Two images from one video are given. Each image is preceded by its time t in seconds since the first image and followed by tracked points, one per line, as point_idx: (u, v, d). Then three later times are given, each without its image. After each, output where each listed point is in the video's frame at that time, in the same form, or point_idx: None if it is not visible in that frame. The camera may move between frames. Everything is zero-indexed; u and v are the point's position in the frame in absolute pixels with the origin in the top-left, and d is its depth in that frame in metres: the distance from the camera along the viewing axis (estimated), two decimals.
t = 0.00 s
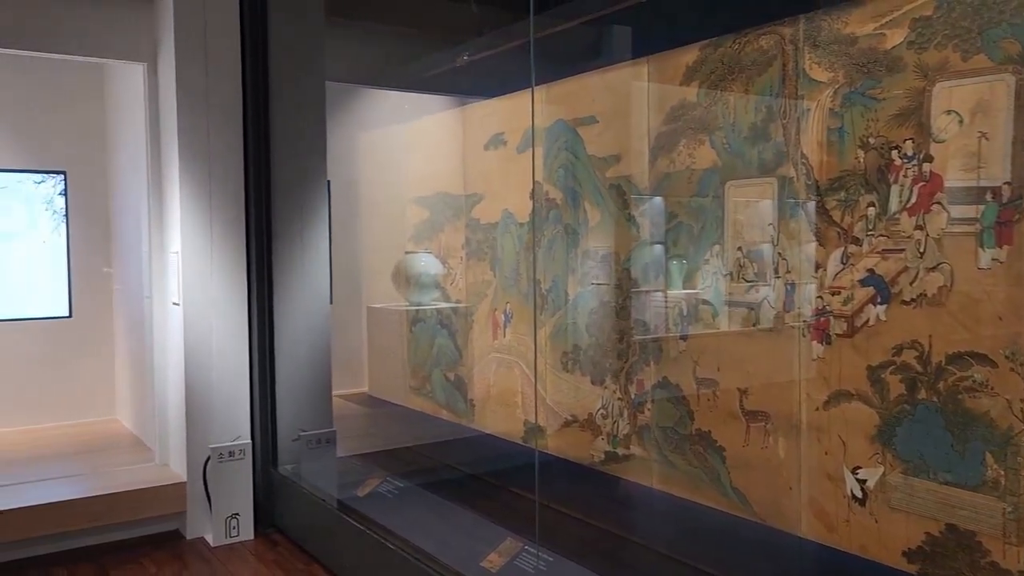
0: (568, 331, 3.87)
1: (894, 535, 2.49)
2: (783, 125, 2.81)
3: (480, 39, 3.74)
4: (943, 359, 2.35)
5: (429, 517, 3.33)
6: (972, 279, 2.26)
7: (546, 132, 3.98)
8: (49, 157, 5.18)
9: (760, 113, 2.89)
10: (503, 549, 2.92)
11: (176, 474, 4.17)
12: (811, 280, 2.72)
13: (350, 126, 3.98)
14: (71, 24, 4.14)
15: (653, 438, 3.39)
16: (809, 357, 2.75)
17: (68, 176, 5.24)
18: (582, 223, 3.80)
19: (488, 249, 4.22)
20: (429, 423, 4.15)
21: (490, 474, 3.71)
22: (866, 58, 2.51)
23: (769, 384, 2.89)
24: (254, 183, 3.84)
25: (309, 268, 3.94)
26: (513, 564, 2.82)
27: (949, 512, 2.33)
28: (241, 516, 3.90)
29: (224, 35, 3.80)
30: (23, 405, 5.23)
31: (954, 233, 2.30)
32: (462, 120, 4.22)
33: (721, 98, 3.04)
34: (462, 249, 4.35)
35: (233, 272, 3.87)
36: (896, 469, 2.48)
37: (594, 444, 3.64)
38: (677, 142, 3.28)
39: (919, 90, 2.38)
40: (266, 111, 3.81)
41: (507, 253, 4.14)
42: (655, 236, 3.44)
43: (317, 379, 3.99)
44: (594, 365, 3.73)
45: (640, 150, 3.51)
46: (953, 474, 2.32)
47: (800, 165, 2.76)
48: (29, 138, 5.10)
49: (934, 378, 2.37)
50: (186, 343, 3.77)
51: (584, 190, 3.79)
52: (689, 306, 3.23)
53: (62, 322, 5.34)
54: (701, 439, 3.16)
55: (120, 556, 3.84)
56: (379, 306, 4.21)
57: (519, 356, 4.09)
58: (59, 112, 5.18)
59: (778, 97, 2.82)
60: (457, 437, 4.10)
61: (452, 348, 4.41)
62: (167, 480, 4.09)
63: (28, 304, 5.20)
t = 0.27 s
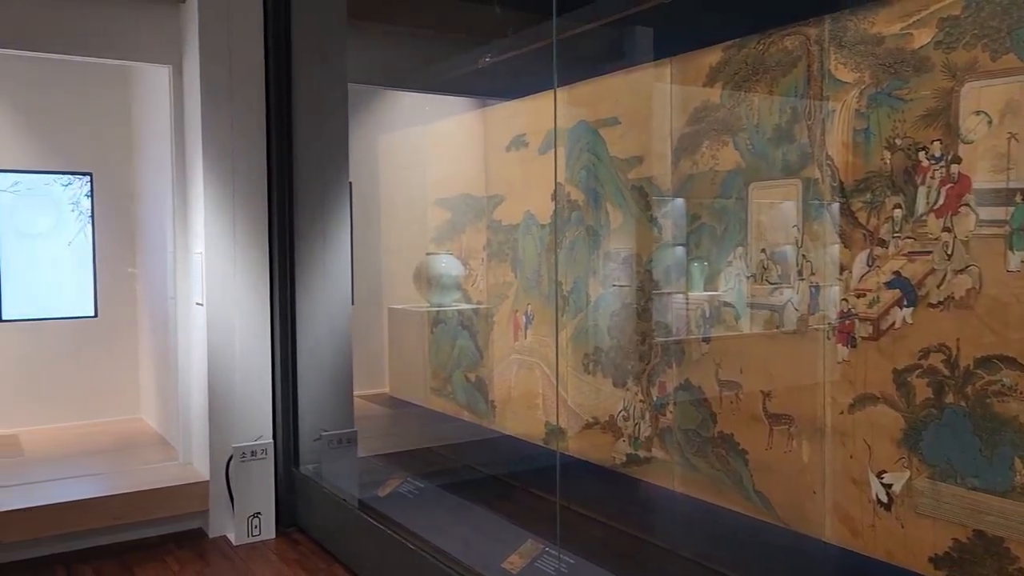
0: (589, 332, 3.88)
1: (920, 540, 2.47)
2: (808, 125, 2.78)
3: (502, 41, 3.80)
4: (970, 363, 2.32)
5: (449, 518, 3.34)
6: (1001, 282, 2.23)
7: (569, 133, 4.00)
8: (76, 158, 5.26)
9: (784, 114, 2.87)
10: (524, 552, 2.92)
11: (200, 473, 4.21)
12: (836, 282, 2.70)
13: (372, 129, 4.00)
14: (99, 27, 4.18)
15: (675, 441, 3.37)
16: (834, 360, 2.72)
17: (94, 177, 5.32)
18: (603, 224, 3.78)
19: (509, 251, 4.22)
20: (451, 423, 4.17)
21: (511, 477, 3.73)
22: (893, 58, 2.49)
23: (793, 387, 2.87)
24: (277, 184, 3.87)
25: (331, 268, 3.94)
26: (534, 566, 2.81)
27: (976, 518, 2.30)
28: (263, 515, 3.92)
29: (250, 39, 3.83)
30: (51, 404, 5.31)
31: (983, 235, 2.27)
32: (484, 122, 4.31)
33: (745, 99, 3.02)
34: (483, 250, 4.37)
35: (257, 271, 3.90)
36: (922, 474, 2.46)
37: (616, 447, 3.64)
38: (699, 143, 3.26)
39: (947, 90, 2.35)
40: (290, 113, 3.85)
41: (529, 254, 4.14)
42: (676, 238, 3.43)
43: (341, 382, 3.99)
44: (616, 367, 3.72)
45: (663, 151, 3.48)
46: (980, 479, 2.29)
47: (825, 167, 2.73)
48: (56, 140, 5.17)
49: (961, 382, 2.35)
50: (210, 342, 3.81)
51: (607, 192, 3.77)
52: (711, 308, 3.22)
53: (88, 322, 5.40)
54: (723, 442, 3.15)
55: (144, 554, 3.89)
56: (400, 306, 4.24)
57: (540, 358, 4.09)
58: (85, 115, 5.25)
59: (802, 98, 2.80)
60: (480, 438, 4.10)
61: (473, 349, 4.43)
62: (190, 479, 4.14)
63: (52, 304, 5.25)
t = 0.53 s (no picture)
0: (608, 334, 3.86)
1: (944, 545, 2.44)
2: (830, 126, 2.76)
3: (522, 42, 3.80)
4: (996, 366, 2.30)
5: (468, 519, 3.34)
6: None
7: (589, 133, 3.94)
8: (99, 159, 5.34)
9: (806, 115, 2.84)
10: (542, 553, 2.92)
11: (220, 472, 4.25)
12: (859, 284, 2.67)
13: (390, 132, 4.00)
14: (123, 30, 4.22)
15: (695, 444, 3.35)
16: (856, 363, 2.70)
17: (117, 177, 5.41)
18: (623, 226, 3.80)
19: (528, 252, 4.22)
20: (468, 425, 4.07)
21: (528, 477, 3.70)
22: (917, 58, 2.47)
23: (815, 390, 2.84)
24: (297, 187, 3.96)
25: (350, 269, 4.00)
26: (552, 568, 2.81)
27: (1001, 524, 2.28)
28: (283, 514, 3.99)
29: (272, 42, 3.90)
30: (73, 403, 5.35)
31: (1010, 237, 2.24)
32: (501, 122, 4.19)
33: (767, 99, 3.00)
34: (502, 252, 4.31)
35: (276, 269, 3.97)
36: (946, 478, 2.43)
37: (635, 449, 3.63)
38: (720, 144, 3.24)
39: (973, 91, 2.32)
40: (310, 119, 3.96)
41: (548, 255, 4.12)
42: (696, 239, 3.42)
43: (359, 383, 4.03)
44: (635, 369, 3.72)
45: (684, 151, 3.46)
46: (1006, 484, 2.27)
47: (847, 168, 2.71)
48: (79, 141, 5.24)
49: (986, 385, 2.32)
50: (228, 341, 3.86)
51: (627, 193, 3.77)
52: (731, 310, 3.20)
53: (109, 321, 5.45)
54: (743, 444, 3.13)
55: (166, 552, 3.92)
56: (418, 308, 4.14)
57: (559, 359, 4.07)
58: (107, 117, 5.29)
59: (825, 98, 2.77)
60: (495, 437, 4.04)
61: (490, 351, 4.37)
62: (210, 477, 4.16)
63: (78, 301, 5.33)
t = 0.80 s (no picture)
0: (624, 334, 3.87)
1: (965, 550, 2.42)
2: (850, 127, 2.73)
3: (536, 43, 3.63)
4: (1018, 370, 2.28)
5: (485, 521, 3.33)
6: None
7: (607, 133, 3.97)
8: (118, 160, 5.37)
9: (826, 115, 2.81)
10: (559, 554, 2.96)
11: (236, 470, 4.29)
12: (879, 286, 2.65)
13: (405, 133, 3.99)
14: (144, 32, 4.24)
15: (712, 446, 3.31)
16: (877, 365, 2.69)
17: (137, 179, 5.46)
18: (641, 228, 3.77)
19: (544, 253, 4.13)
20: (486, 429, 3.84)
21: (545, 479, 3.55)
22: (939, 58, 2.46)
23: (836, 393, 2.79)
24: (314, 195, 4.22)
25: (367, 270, 4.13)
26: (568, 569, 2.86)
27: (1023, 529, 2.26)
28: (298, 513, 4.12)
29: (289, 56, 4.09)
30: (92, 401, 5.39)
31: None
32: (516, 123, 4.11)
33: (785, 100, 2.98)
34: (519, 253, 4.19)
35: (294, 273, 4.21)
36: (967, 482, 2.41)
37: (651, 450, 3.57)
38: (738, 145, 3.21)
39: (996, 90, 2.31)
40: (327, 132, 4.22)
41: (565, 257, 4.06)
42: (713, 240, 3.38)
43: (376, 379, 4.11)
44: (652, 370, 3.71)
45: (701, 151, 3.45)
46: None
47: (868, 169, 2.68)
48: (97, 143, 5.28)
49: (1009, 389, 2.30)
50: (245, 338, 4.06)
51: (644, 194, 3.75)
52: (749, 312, 3.17)
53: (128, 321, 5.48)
54: (761, 447, 3.11)
55: (184, 551, 3.94)
56: (434, 309, 4.02)
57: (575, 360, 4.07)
58: (125, 118, 5.33)
59: (844, 98, 2.75)
60: (510, 441, 3.79)
61: (507, 351, 4.19)
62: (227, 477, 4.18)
63: (94, 302, 5.36)
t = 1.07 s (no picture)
0: (639, 335, 3.86)
1: (985, 555, 2.39)
2: (869, 128, 2.72)
3: (552, 43, 3.71)
4: None
5: (498, 521, 3.33)
6: None
7: (622, 134, 3.99)
8: (135, 161, 5.39)
9: (844, 116, 2.80)
10: (573, 556, 2.93)
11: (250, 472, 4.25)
12: (898, 288, 2.63)
13: (421, 134, 3.96)
14: (163, 34, 4.27)
15: (727, 449, 3.29)
16: (894, 368, 2.65)
17: (153, 181, 5.46)
18: (655, 229, 3.77)
19: (559, 254, 4.13)
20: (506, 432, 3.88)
21: (561, 480, 3.57)
22: (958, 58, 2.43)
23: (854, 396, 2.78)
24: (328, 194, 4.11)
25: (380, 267, 4.08)
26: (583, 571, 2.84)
27: None
28: (313, 513, 4.09)
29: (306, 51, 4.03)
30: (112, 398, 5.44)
31: None
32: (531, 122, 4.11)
33: (803, 101, 2.96)
34: (533, 254, 4.22)
35: (308, 274, 4.14)
36: (987, 487, 2.38)
37: (666, 453, 3.62)
38: (755, 146, 3.20)
39: (1017, 91, 2.29)
40: (343, 131, 4.09)
41: (580, 258, 4.06)
42: (728, 242, 3.37)
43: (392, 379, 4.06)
44: (667, 372, 3.69)
45: (717, 153, 3.44)
46: None
47: (887, 170, 2.66)
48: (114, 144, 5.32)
49: None
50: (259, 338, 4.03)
51: (659, 195, 3.74)
52: (764, 314, 3.16)
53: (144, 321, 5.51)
54: (777, 450, 3.07)
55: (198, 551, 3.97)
56: (448, 310, 4.05)
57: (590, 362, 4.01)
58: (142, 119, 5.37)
59: (862, 99, 2.73)
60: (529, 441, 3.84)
61: (523, 352, 4.23)
62: (243, 476, 4.19)
63: (115, 301, 5.42)
